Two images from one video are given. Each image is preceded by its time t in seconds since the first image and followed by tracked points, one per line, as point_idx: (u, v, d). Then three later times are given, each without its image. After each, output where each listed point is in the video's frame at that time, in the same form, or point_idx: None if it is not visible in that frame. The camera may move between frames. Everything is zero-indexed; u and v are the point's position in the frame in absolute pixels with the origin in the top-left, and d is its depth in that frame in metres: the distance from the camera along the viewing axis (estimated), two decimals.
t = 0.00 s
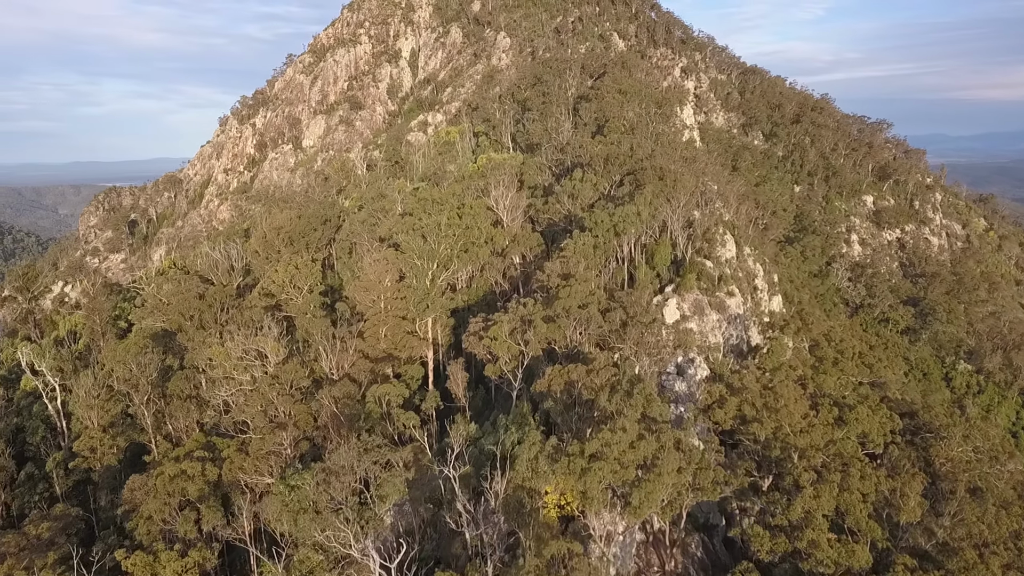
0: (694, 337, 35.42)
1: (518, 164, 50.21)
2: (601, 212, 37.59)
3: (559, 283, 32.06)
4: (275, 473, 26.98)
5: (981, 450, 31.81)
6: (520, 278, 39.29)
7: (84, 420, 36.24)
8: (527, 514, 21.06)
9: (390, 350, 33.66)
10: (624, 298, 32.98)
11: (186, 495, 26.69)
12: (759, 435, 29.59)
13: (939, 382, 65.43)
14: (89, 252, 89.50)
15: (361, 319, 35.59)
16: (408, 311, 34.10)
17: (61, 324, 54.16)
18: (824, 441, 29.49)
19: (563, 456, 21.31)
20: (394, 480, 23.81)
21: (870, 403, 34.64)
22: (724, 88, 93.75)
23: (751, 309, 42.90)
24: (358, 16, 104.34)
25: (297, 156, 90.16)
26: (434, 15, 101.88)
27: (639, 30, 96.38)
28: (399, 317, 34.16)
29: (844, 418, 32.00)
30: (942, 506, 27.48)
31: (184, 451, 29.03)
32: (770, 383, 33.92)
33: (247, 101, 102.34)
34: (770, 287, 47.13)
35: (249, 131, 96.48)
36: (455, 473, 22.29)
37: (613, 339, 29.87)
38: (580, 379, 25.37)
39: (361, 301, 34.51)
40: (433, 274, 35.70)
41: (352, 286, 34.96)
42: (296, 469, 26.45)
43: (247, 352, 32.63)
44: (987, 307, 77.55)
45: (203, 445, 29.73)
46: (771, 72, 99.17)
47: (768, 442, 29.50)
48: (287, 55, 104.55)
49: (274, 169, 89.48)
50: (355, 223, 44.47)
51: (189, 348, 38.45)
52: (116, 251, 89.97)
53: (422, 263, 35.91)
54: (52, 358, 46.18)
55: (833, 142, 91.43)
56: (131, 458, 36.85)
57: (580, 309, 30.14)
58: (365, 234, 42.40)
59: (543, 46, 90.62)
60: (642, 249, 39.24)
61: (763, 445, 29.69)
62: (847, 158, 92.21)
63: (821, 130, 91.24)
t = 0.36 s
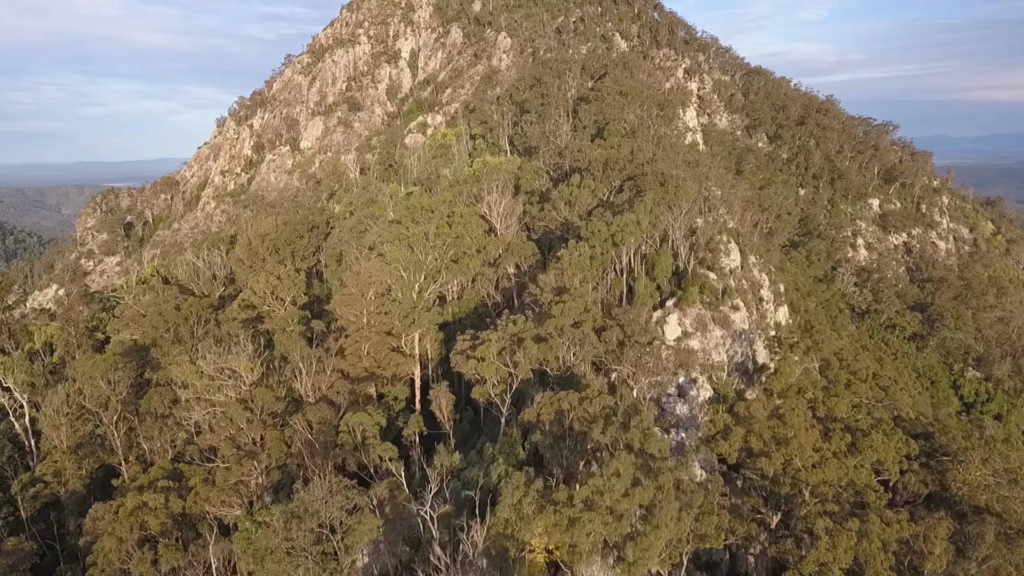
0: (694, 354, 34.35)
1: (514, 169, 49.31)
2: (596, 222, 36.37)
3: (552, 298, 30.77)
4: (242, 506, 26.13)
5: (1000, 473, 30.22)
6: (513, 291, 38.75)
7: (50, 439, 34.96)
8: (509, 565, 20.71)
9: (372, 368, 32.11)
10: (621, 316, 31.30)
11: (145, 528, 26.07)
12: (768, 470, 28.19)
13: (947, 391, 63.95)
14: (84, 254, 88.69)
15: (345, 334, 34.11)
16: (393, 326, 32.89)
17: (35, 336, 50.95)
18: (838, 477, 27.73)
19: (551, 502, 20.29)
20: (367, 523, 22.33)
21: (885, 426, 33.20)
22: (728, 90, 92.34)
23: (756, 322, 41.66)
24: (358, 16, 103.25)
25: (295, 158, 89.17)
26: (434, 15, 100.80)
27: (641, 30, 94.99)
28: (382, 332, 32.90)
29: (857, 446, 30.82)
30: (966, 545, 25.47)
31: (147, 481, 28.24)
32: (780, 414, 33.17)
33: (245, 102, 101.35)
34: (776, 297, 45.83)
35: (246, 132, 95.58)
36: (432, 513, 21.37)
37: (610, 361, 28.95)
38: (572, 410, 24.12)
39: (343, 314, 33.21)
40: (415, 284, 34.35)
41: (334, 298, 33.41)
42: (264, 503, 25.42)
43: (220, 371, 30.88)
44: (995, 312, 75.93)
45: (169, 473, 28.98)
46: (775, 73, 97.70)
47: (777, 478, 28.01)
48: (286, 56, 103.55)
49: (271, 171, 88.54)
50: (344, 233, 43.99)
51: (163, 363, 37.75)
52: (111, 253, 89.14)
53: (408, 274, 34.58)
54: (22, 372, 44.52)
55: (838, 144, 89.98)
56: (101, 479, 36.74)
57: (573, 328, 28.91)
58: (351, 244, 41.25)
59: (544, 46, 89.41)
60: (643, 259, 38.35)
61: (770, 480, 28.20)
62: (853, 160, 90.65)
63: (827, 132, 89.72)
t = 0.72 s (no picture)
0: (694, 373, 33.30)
1: (509, 173, 48.22)
2: (592, 233, 34.90)
3: (543, 317, 29.42)
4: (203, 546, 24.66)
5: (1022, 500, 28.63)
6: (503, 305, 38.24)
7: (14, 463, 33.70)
8: None
9: (352, 389, 30.84)
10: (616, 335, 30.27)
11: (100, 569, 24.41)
12: (777, 515, 26.29)
13: (955, 399, 62.53)
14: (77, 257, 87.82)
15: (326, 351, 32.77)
16: (375, 343, 31.39)
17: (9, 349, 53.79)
18: (855, 518, 26.28)
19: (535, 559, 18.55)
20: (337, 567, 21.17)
21: (899, 451, 31.38)
22: (731, 91, 91.00)
23: (762, 336, 40.26)
24: (356, 15, 102.08)
25: (291, 160, 88.07)
26: (433, 15, 99.66)
27: (643, 30, 93.75)
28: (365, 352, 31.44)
29: (872, 478, 28.50)
30: None
31: (105, 515, 26.95)
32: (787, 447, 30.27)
33: (242, 102, 100.29)
34: (781, 309, 44.57)
35: (243, 133, 94.66)
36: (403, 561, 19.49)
37: (604, 387, 28.33)
38: (561, 448, 23.23)
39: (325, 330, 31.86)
40: (398, 299, 32.83)
41: (316, 314, 32.02)
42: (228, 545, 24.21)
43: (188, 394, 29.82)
44: (1003, 318, 74.38)
45: (129, 506, 27.62)
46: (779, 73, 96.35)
47: (788, 522, 26.53)
48: (284, 56, 102.46)
49: (268, 172, 87.61)
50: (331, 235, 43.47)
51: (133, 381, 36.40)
52: (106, 256, 88.15)
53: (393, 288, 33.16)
54: None
55: (843, 147, 88.54)
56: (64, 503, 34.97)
57: (566, 350, 27.67)
58: (338, 256, 39.93)
59: (545, 46, 88.16)
60: (643, 271, 37.47)
61: (781, 524, 26.67)
62: (857, 162, 89.19)
63: (831, 134, 88.34)
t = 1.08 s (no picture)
0: (696, 394, 32.36)
1: (506, 177, 47.09)
2: (588, 245, 33.61)
3: (536, 339, 28.06)
4: None
5: None
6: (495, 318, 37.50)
7: None
8: None
9: (332, 412, 29.80)
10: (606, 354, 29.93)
11: None
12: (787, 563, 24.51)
13: (961, 406, 61.34)
14: (73, 259, 87.15)
15: (306, 369, 32.06)
16: (357, 360, 30.92)
17: None
18: (874, 565, 24.44)
19: None
20: None
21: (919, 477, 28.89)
22: (733, 92, 89.80)
23: (768, 350, 39.13)
24: (354, 16, 101.01)
25: (289, 161, 87.18)
26: (433, 15, 98.62)
27: (645, 31, 92.66)
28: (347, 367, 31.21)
29: (889, 511, 26.40)
30: None
31: (60, 551, 26.28)
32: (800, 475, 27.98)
33: (239, 103, 99.37)
34: (787, 320, 43.44)
35: (239, 134, 93.87)
36: None
37: (601, 414, 26.94)
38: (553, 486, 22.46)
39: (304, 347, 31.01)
40: (382, 313, 32.39)
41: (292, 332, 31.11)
42: None
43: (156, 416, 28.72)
44: (1010, 323, 72.88)
45: (87, 540, 27.13)
46: (782, 74, 95.11)
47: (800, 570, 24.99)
48: (282, 56, 101.49)
49: (264, 174, 86.76)
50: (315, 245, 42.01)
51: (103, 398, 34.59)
52: (102, 258, 87.37)
53: (377, 302, 32.68)
54: None
55: (847, 149, 87.25)
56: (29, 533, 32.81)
57: (559, 377, 26.45)
58: (325, 266, 38.86)
59: (545, 46, 87.09)
60: (643, 283, 36.34)
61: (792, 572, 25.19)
62: (862, 164, 87.83)
63: (836, 135, 87.08)
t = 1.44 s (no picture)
0: (699, 422, 31.03)
1: (501, 182, 45.75)
2: (583, 260, 32.26)
3: (527, 366, 26.60)
4: None
5: None
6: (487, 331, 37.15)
7: None
8: None
9: (307, 440, 29.55)
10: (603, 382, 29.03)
11: None
12: None
13: (969, 415, 59.92)
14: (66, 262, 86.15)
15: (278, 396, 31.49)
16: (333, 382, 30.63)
17: None
18: None
19: None
20: None
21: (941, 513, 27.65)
22: (736, 93, 88.39)
23: (774, 368, 37.83)
24: (352, 15, 99.81)
25: (285, 163, 86.10)
26: (431, 15, 97.38)
27: (646, 31, 91.40)
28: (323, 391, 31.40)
29: (909, 556, 25.33)
30: None
31: None
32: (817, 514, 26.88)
33: (236, 104, 98.20)
34: (794, 335, 42.59)
35: (235, 136, 92.78)
36: None
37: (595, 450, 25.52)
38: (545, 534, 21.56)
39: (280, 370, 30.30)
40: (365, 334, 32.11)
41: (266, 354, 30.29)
42: None
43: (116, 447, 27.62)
44: (1018, 329, 71.42)
45: None
46: (785, 75, 93.72)
47: None
48: (279, 56, 100.33)
49: (260, 176, 85.72)
50: (301, 253, 42.82)
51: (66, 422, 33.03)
52: (95, 261, 86.30)
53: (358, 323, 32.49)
54: None
55: (851, 151, 85.85)
56: None
57: (554, 411, 25.32)
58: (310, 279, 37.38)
59: (545, 47, 85.88)
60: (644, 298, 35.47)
61: None
62: (866, 167, 86.45)
63: (840, 137, 85.73)
